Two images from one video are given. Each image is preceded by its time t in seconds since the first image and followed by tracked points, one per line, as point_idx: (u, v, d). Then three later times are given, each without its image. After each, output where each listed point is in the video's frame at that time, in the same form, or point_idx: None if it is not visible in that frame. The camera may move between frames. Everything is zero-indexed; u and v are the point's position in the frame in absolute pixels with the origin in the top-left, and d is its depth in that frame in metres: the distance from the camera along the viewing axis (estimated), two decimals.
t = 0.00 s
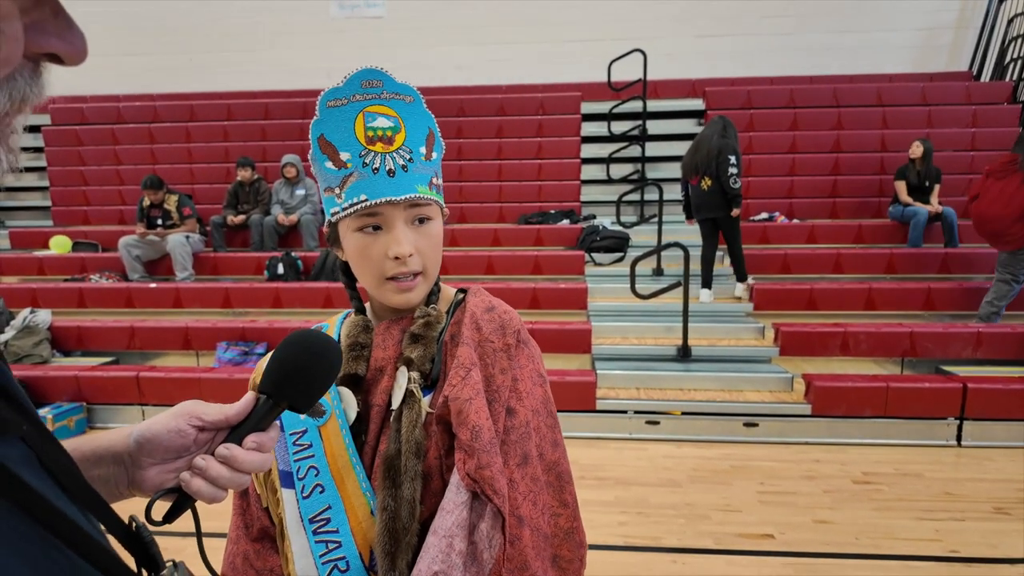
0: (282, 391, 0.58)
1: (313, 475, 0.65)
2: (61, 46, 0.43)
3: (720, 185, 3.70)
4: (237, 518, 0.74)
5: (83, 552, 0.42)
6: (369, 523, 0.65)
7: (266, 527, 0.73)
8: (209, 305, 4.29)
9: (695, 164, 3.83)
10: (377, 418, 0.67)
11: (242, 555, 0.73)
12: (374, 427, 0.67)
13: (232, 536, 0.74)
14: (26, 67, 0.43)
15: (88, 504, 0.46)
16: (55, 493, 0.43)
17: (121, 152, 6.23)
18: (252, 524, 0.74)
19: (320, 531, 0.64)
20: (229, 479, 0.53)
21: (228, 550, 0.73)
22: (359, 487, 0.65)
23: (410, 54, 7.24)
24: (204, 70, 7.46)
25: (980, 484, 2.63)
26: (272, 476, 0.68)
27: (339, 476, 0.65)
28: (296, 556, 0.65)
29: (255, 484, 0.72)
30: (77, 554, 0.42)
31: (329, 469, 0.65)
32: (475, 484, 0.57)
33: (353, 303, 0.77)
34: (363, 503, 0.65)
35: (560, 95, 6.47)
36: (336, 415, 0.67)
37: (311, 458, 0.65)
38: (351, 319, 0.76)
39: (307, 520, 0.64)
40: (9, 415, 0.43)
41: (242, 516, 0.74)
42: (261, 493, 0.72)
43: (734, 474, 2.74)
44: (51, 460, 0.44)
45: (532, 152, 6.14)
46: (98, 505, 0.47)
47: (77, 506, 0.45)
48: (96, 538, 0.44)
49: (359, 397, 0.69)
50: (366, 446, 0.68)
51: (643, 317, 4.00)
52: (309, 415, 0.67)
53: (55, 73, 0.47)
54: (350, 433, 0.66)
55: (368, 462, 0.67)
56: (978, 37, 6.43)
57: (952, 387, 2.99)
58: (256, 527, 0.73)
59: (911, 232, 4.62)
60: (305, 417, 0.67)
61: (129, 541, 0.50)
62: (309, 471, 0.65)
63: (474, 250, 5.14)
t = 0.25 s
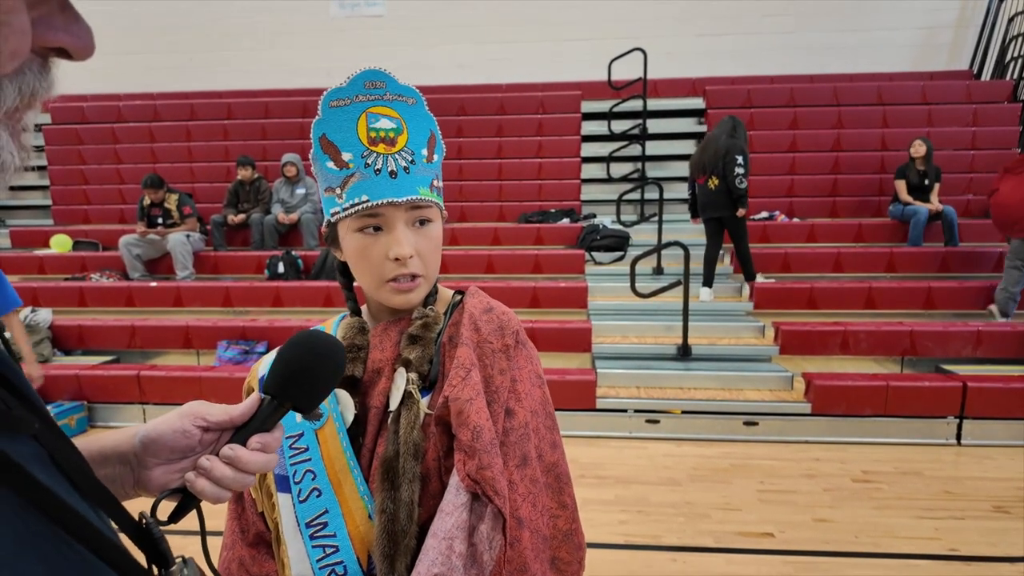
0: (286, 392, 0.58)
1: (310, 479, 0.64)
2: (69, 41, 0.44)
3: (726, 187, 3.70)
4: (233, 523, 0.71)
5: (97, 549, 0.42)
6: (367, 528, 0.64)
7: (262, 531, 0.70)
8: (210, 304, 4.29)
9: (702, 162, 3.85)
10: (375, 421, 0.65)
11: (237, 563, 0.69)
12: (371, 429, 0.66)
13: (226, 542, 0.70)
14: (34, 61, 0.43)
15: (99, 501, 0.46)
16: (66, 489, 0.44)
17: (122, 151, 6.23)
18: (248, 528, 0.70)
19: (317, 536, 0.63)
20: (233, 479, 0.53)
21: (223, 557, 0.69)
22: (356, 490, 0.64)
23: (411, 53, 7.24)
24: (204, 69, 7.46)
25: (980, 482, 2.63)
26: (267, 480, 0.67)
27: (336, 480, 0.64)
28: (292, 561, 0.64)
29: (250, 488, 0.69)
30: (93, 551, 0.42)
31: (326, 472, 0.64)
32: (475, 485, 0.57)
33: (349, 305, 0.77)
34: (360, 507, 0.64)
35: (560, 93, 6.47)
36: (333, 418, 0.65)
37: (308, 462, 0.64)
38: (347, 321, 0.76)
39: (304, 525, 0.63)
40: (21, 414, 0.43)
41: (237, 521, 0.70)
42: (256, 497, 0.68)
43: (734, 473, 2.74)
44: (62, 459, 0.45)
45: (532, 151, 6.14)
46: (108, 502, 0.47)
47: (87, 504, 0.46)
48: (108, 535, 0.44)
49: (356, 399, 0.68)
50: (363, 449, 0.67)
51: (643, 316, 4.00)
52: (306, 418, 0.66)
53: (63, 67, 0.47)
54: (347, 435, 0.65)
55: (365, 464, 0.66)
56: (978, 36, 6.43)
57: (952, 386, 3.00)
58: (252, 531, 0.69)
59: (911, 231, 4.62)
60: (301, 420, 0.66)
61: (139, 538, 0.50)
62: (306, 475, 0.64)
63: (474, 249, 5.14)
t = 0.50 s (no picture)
0: (286, 392, 0.57)
1: (308, 480, 0.63)
2: (64, 33, 0.44)
3: (739, 186, 3.76)
4: (231, 524, 0.70)
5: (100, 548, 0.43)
6: (364, 530, 0.63)
7: (260, 533, 0.69)
8: (210, 303, 4.30)
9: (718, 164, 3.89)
10: (373, 422, 0.66)
11: (235, 566, 0.68)
12: (369, 431, 0.66)
13: (224, 544, 0.69)
14: (29, 52, 0.43)
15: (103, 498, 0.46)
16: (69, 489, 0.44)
17: (122, 150, 6.23)
18: (246, 529, 0.69)
19: (315, 537, 0.63)
20: (236, 479, 0.53)
21: (221, 559, 0.68)
22: (353, 491, 0.64)
23: (411, 53, 7.24)
24: (204, 69, 7.46)
25: (979, 481, 2.64)
26: (266, 482, 0.67)
27: (334, 482, 0.64)
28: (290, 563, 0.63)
29: (248, 490, 0.68)
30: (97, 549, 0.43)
31: (324, 474, 0.63)
32: (472, 486, 0.57)
33: (347, 305, 0.77)
34: (358, 509, 0.64)
35: (560, 93, 6.47)
36: (331, 419, 0.65)
37: (305, 463, 0.64)
38: (344, 320, 0.75)
39: (302, 526, 0.63)
40: (23, 414, 0.43)
41: (236, 523, 0.70)
42: (255, 498, 0.68)
43: (734, 472, 2.74)
44: (65, 458, 0.45)
45: (532, 150, 6.14)
46: (111, 500, 0.47)
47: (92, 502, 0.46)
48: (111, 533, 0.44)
49: (355, 400, 0.68)
50: (361, 450, 0.67)
51: (644, 315, 4.01)
52: (304, 421, 0.66)
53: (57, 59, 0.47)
54: (344, 437, 0.65)
55: (363, 466, 0.66)
56: (978, 35, 6.43)
57: (952, 385, 3.00)
58: (250, 533, 0.68)
59: (911, 230, 4.63)
60: (299, 422, 0.66)
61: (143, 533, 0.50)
62: (303, 476, 0.63)
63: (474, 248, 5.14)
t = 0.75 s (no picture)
0: (286, 390, 0.57)
1: (309, 481, 0.63)
2: (46, 15, 0.44)
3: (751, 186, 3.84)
4: (232, 524, 0.70)
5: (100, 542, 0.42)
6: (365, 531, 0.63)
7: (261, 534, 0.69)
8: (210, 302, 4.30)
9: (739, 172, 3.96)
10: (374, 422, 0.66)
11: (236, 565, 0.68)
12: (370, 431, 0.66)
13: (224, 544, 0.69)
14: (13, 36, 0.44)
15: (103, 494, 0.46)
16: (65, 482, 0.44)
17: (121, 150, 6.23)
18: (247, 530, 0.69)
19: (315, 538, 0.63)
20: (233, 478, 0.53)
21: (221, 558, 0.68)
22: (354, 491, 0.64)
23: (410, 52, 7.24)
24: (203, 68, 7.45)
25: (978, 481, 2.64)
26: (266, 483, 0.67)
27: (335, 482, 0.64)
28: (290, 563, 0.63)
29: (249, 491, 0.68)
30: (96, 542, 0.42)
31: (324, 474, 0.64)
32: (472, 487, 0.57)
33: (347, 305, 0.77)
34: (359, 509, 0.64)
35: (560, 92, 6.47)
36: (331, 420, 0.65)
37: (306, 464, 0.64)
38: (344, 321, 0.75)
39: (303, 527, 0.63)
40: (22, 410, 0.43)
41: (237, 523, 0.70)
42: (256, 498, 0.68)
43: (733, 471, 2.75)
44: (66, 454, 0.45)
45: (532, 149, 6.14)
46: (113, 495, 0.47)
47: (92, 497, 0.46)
48: (112, 528, 0.44)
49: (355, 400, 0.68)
50: (362, 451, 0.67)
51: (643, 315, 4.01)
52: (305, 421, 0.65)
53: (39, 43, 0.48)
54: (345, 437, 0.65)
55: (364, 467, 0.66)
56: (978, 35, 6.43)
57: (951, 384, 3.00)
58: (251, 533, 0.68)
59: (911, 230, 4.63)
60: (300, 422, 0.66)
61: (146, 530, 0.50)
62: (304, 476, 0.63)
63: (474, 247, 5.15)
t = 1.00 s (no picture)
0: (286, 389, 0.57)
1: (311, 480, 0.63)
2: (52, 17, 0.44)
3: (759, 189, 3.90)
4: (234, 524, 0.70)
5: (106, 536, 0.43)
6: (368, 530, 0.63)
7: (263, 533, 0.69)
8: (211, 302, 4.30)
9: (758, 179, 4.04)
10: (376, 422, 0.66)
11: (239, 565, 0.68)
12: (373, 430, 0.66)
13: (227, 544, 0.69)
14: (20, 39, 0.44)
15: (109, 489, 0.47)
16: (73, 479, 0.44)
17: (122, 149, 6.23)
18: (250, 529, 0.69)
19: (319, 537, 0.63)
20: (235, 476, 0.53)
21: (224, 558, 0.68)
22: (357, 490, 0.64)
23: (410, 51, 7.24)
24: (203, 67, 7.45)
25: (978, 480, 2.64)
26: (269, 482, 0.67)
27: (337, 481, 0.64)
28: (293, 564, 0.63)
29: (251, 490, 0.68)
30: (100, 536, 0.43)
31: (327, 473, 0.64)
32: (476, 486, 0.57)
33: (349, 305, 0.77)
34: (363, 508, 0.64)
35: (561, 91, 6.47)
36: (334, 419, 0.65)
37: (309, 463, 0.64)
38: (346, 321, 0.75)
39: (305, 526, 0.63)
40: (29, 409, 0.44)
41: (239, 522, 0.70)
42: (258, 497, 0.68)
43: (733, 470, 2.75)
44: (72, 452, 0.45)
45: (532, 149, 6.14)
46: (119, 491, 0.48)
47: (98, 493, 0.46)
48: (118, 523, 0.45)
49: (358, 400, 0.68)
50: (365, 450, 0.67)
51: (644, 314, 4.01)
52: (307, 420, 0.65)
53: (45, 45, 0.48)
54: (347, 436, 0.65)
55: (367, 466, 0.66)
56: (978, 35, 6.43)
57: (951, 384, 3.00)
58: (254, 532, 0.68)
59: (911, 229, 4.63)
60: (302, 422, 0.66)
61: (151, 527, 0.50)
62: (307, 476, 0.63)
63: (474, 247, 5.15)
